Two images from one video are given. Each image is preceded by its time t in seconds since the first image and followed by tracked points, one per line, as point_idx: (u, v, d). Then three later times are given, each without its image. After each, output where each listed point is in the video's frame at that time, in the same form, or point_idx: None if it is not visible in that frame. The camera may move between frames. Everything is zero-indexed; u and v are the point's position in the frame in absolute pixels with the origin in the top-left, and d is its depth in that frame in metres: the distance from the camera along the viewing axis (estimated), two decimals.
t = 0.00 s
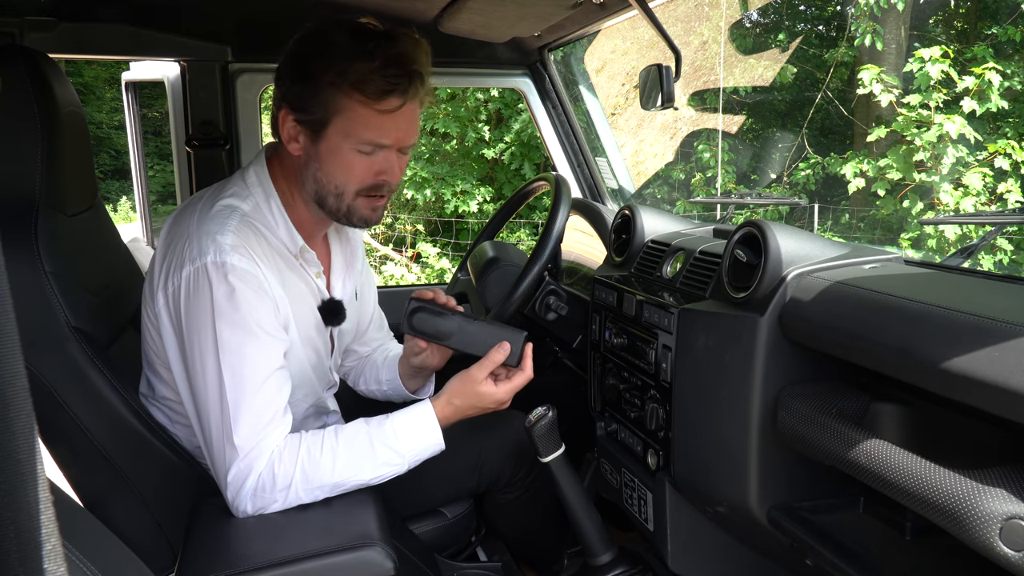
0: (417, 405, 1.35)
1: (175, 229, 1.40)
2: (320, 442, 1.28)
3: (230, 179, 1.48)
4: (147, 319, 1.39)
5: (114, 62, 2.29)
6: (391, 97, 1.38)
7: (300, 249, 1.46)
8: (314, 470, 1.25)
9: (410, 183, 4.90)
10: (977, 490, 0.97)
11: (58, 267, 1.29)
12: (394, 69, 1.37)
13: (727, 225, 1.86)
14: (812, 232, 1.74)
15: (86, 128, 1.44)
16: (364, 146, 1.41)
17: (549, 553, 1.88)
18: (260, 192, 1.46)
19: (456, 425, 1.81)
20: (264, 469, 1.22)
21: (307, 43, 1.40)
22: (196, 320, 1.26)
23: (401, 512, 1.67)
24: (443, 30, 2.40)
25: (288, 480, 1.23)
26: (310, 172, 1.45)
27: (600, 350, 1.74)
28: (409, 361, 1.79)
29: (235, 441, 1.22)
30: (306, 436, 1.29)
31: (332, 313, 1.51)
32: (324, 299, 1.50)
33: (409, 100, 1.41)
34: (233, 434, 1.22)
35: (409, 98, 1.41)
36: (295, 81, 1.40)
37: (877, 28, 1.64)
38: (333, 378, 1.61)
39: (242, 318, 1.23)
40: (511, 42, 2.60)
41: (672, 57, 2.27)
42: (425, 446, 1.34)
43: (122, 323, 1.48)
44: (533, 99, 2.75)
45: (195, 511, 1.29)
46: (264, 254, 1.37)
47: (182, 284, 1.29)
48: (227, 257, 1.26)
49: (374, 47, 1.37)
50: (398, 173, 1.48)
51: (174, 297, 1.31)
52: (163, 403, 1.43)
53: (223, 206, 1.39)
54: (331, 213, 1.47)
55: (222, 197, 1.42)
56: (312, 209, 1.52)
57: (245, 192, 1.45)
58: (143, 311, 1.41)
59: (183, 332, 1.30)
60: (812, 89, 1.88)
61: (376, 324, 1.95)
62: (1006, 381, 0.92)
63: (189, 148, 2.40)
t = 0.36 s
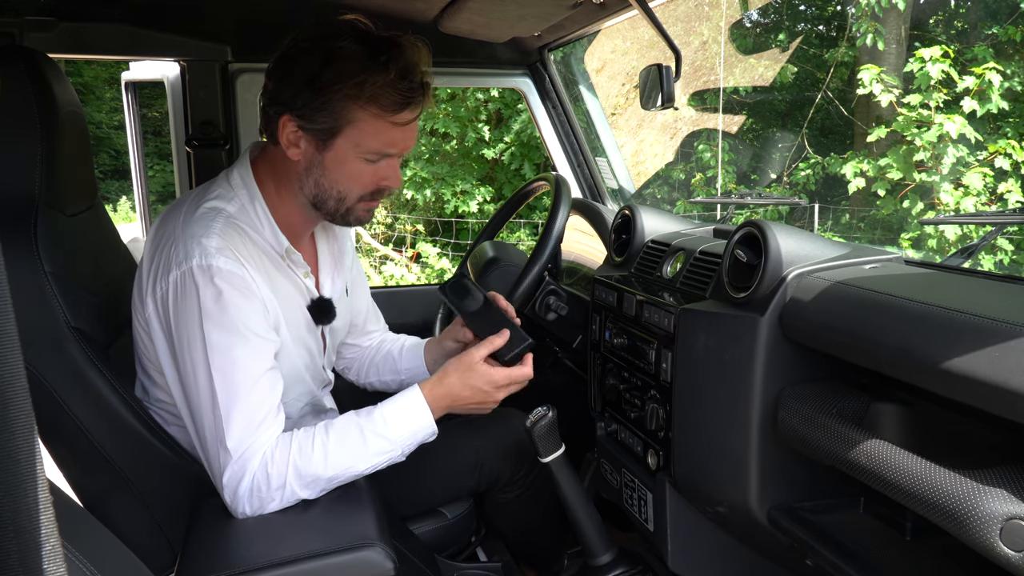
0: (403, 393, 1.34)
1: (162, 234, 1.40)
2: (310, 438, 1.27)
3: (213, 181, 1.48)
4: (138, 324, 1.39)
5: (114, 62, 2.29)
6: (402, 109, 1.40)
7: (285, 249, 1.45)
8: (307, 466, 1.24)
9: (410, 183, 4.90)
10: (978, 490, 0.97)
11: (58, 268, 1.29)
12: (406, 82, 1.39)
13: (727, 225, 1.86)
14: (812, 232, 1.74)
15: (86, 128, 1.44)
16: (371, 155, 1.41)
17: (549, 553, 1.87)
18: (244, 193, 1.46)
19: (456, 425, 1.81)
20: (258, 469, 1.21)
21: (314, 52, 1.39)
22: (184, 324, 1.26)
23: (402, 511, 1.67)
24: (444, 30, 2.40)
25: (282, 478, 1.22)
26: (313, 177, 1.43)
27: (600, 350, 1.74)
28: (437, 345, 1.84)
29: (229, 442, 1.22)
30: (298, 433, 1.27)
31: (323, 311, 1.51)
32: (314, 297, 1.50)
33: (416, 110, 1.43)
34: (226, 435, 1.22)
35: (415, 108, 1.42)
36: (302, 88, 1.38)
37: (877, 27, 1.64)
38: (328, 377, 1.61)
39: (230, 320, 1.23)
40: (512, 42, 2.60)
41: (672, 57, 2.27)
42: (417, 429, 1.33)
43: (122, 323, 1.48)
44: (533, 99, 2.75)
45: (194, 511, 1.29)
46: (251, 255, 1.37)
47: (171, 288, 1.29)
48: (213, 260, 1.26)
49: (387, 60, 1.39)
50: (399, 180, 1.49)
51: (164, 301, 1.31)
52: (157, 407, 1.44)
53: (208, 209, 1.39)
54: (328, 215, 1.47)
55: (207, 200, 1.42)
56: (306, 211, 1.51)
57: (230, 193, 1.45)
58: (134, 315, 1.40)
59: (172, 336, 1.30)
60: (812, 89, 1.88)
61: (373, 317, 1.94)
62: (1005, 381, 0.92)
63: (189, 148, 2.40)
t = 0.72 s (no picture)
0: (391, 393, 1.31)
1: (156, 236, 1.40)
2: (299, 439, 1.25)
3: (205, 182, 1.48)
4: (135, 326, 1.39)
5: (114, 62, 2.29)
6: (396, 107, 1.40)
7: (280, 249, 1.45)
8: (296, 467, 1.22)
9: (410, 183, 4.90)
10: (977, 490, 0.97)
11: (58, 268, 1.29)
12: (400, 80, 1.40)
13: (727, 225, 1.86)
14: (812, 232, 1.74)
15: (86, 128, 1.44)
16: (365, 153, 1.42)
17: (549, 553, 1.87)
18: (238, 194, 1.46)
19: (456, 425, 1.81)
20: (251, 469, 1.21)
21: (306, 51, 1.38)
22: (177, 326, 1.27)
23: (402, 511, 1.68)
24: (444, 31, 2.40)
25: (273, 480, 1.21)
26: (308, 178, 1.44)
27: (600, 350, 1.74)
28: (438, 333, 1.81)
29: (224, 442, 1.22)
30: (288, 434, 1.26)
31: (319, 310, 1.51)
32: (310, 296, 1.50)
33: (409, 107, 1.43)
34: (221, 436, 1.22)
35: (408, 106, 1.43)
36: (295, 88, 1.38)
37: (877, 27, 1.64)
38: (327, 376, 1.61)
39: (222, 321, 1.23)
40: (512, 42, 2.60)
41: (672, 57, 2.27)
42: (407, 426, 1.30)
43: (122, 323, 1.48)
44: (533, 99, 2.75)
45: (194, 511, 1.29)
46: (243, 256, 1.37)
47: (164, 289, 1.29)
48: (205, 261, 1.26)
49: (380, 58, 1.39)
50: (394, 177, 1.49)
51: (159, 304, 1.31)
52: (154, 408, 1.44)
53: (200, 210, 1.39)
54: (324, 215, 1.47)
55: (200, 201, 1.42)
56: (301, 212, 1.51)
57: (223, 194, 1.45)
58: (131, 315, 1.40)
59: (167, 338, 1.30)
60: (812, 89, 1.88)
61: (373, 313, 1.94)
62: (1006, 381, 0.92)
63: (189, 148, 2.40)
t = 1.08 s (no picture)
0: (393, 394, 1.31)
1: (156, 235, 1.40)
2: (300, 439, 1.25)
3: (206, 182, 1.48)
4: (136, 326, 1.39)
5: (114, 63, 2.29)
6: (395, 105, 1.40)
7: (280, 248, 1.45)
8: (296, 468, 1.22)
9: (410, 183, 4.90)
10: (977, 490, 0.97)
11: (58, 268, 1.29)
12: (399, 78, 1.39)
13: (727, 225, 1.86)
14: (812, 232, 1.74)
15: (87, 128, 1.44)
16: (365, 152, 1.42)
17: (549, 553, 1.88)
18: (239, 194, 1.46)
19: (456, 425, 1.82)
20: (251, 469, 1.21)
21: (307, 48, 1.39)
22: (177, 325, 1.27)
23: (402, 511, 1.68)
24: (444, 31, 2.40)
25: (273, 481, 1.21)
26: (308, 177, 1.44)
27: (600, 350, 1.74)
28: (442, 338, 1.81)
29: (225, 442, 1.22)
30: (290, 434, 1.26)
31: (321, 310, 1.51)
32: (311, 296, 1.50)
33: (409, 106, 1.43)
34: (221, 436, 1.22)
35: (408, 104, 1.42)
36: (295, 86, 1.39)
37: (876, 28, 1.64)
38: (327, 375, 1.62)
39: (222, 321, 1.23)
40: (512, 43, 2.60)
41: (672, 58, 2.27)
42: (408, 428, 1.30)
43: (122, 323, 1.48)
44: (533, 99, 2.74)
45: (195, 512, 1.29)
46: (243, 256, 1.37)
47: (164, 289, 1.29)
48: (205, 261, 1.27)
49: (379, 56, 1.38)
50: (395, 176, 1.49)
51: (159, 304, 1.31)
52: (155, 408, 1.44)
53: (200, 210, 1.39)
54: (324, 215, 1.47)
55: (200, 201, 1.42)
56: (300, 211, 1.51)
57: (223, 194, 1.45)
58: (132, 315, 1.40)
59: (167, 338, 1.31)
60: (812, 89, 1.88)
61: (374, 313, 1.94)
62: (1005, 381, 0.92)
63: (189, 148, 2.40)
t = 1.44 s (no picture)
0: (392, 400, 1.30)
1: (155, 236, 1.40)
2: (298, 442, 1.25)
3: (207, 182, 1.48)
4: (135, 326, 1.39)
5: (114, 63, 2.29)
6: (402, 110, 1.40)
7: (279, 250, 1.45)
8: (294, 472, 1.22)
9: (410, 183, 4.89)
10: (977, 490, 0.97)
11: (58, 268, 1.29)
12: (405, 83, 1.39)
13: (727, 225, 1.86)
14: (812, 232, 1.75)
15: (87, 128, 1.44)
16: (374, 159, 1.42)
17: (549, 553, 1.87)
18: (239, 194, 1.46)
19: (456, 425, 1.82)
20: (250, 470, 1.21)
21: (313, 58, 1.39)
22: (176, 325, 1.27)
23: (401, 510, 1.67)
24: (444, 31, 2.40)
25: (270, 483, 1.21)
26: (318, 186, 1.44)
27: (600, 350, 1.74)
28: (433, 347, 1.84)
29: (224, 441, 1.22)
30: (289, 436, 1.26)
31: (321, 312, 1.51)
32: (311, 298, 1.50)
33: (416, 111, 1.42)
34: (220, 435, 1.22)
35: (415, 109, 1.42)
36: (303, 96, 1.39)
37: (875, 28, 1.64)
38: (326, 378, 1.62)
39: (219, 320, 1.23)
40: (511, 42, 2.60)
41: (672, 57, 2.27)
42: (406, 434, 1.29)
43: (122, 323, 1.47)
44: (533, 99, 2.74)
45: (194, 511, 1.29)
46: (242, 256, 1.37)
47: (163, 289, 1.29)
48: (203, 260, 1.27)
49: (386, 61, 1.38)
50: (405, 183, 1.49)
51: (157, 303, 1.31)
52: (153, 408, 1.44)
53: (199, 210, 1.39)
54: (337, 225, 1.47)
55: (200, 201, 1.42)
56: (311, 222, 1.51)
57: (223, 194, 1.45)
58: (132, 314, 1.40)
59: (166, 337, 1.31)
60: (812, 89, 1.88)
61: (373, 320, 1.93)
62: (1005, 381, 0.92)
63: (189, 148, 2.40)
